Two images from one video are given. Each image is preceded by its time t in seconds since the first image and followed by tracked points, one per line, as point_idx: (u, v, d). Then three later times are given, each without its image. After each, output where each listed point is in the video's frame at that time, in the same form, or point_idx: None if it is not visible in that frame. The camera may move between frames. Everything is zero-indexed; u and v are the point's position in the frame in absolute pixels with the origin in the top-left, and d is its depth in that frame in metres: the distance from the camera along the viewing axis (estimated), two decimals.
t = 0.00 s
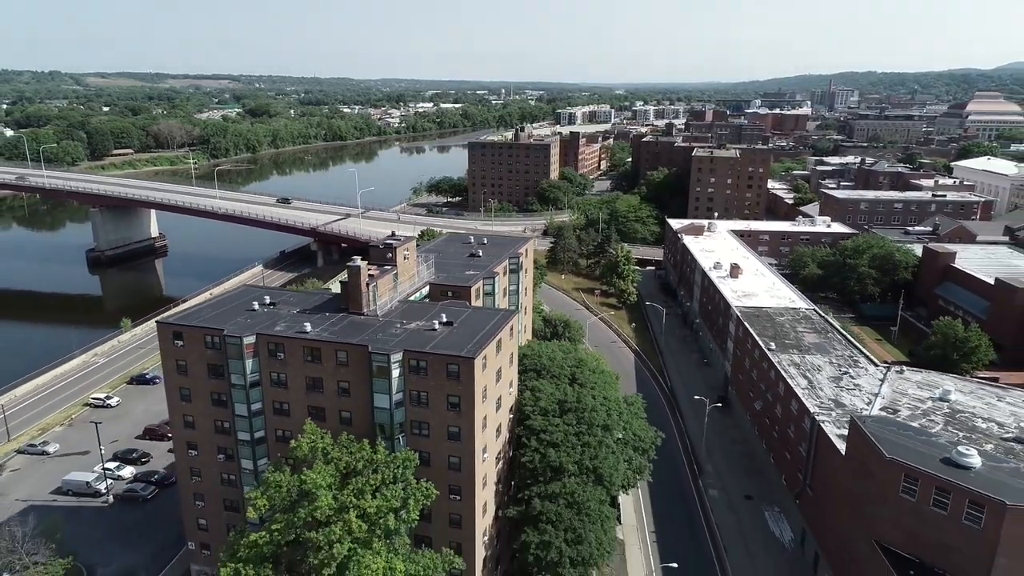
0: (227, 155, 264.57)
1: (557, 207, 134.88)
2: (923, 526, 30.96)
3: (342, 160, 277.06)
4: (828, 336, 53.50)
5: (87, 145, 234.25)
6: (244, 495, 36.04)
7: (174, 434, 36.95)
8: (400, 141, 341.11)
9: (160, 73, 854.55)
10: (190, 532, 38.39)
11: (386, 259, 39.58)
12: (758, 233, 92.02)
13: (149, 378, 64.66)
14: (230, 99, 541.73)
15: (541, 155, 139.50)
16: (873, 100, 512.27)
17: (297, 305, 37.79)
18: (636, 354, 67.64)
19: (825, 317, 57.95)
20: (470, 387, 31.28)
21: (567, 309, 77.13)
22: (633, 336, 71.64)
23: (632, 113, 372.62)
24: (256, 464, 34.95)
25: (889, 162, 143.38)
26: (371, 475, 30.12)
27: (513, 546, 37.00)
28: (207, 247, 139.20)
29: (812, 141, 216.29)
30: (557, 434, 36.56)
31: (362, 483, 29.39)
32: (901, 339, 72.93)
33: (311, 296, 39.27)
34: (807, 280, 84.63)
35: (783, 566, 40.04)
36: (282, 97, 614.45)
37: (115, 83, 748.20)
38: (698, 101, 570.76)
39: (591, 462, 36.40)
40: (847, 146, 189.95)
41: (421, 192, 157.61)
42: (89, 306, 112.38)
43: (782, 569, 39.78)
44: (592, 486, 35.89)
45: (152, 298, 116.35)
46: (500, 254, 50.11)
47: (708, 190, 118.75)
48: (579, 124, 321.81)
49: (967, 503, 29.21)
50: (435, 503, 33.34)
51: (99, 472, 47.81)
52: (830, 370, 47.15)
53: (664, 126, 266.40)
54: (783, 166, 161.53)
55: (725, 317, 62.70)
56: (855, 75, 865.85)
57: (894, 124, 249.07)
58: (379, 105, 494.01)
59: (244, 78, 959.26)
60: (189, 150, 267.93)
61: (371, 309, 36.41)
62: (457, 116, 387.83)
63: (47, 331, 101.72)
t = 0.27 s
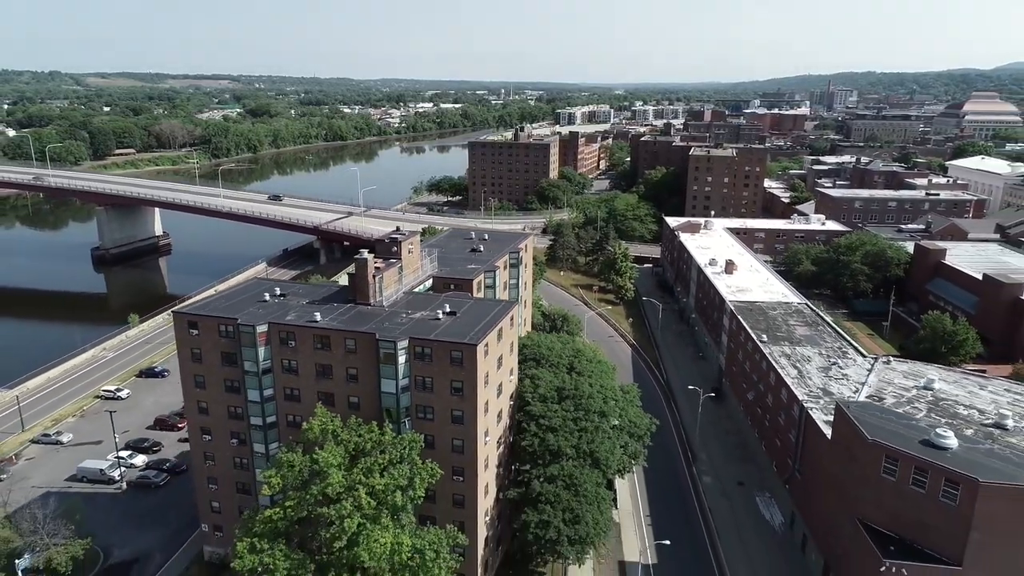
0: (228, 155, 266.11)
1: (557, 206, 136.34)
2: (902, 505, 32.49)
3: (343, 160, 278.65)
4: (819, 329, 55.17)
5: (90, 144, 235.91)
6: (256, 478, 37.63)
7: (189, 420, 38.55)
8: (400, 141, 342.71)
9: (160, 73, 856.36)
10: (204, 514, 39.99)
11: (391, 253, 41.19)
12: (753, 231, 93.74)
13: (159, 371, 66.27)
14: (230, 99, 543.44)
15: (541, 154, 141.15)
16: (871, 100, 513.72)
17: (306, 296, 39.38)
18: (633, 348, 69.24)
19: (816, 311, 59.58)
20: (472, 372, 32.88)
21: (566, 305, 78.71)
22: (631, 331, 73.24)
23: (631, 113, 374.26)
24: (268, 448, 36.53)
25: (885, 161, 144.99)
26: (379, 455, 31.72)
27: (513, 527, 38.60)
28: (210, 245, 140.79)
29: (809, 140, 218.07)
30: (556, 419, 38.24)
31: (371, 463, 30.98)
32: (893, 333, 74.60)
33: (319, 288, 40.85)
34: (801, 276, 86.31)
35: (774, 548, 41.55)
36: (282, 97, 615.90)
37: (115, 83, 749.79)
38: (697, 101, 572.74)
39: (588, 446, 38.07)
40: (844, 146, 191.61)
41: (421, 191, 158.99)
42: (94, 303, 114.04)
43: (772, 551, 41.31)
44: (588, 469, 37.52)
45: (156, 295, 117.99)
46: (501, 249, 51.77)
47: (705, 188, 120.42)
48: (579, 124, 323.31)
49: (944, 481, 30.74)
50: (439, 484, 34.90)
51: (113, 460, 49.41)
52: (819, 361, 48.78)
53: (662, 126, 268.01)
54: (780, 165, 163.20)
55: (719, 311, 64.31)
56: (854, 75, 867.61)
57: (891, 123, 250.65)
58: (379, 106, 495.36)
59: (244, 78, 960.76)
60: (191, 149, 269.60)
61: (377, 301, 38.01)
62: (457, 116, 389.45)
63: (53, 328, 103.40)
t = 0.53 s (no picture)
0: (229, 154, 267.53)
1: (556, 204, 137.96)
2: (884, 484, 34.15)
3: (343, 160, 280.22)
4: (811, 322, 56.76)
5: (92, 144, 237.52)
6: (268, 462, 39.24)
7: (203, 407, 40.17)
8: (400, 141, 344.29)
9: (160, 73, 858.07)
10: (216, 498, 41.59)
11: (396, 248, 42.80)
12: (749, 228, 95.41)
13: (167, 365, 67.95)
14: (231, 99, 545.03)
15: (540, 154, 142.80)
16: (870, 100, 515.24)
17: (314, 289, 40.95)
18: (630, 342, 70.86)
19: (808, 305, 61.22)
20: (475, 359, 34.50)
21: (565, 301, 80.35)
22: (628, 326, 74.86)
23: (631, 113, 375.91)
24: (279, 433, 38.11)
25: (880, 161, 146.66)
26: (386, 437, 33.38)
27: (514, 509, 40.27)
28: (213, 244, 142.49)
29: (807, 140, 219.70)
30: (555, 407, 39.91)
31: (379, 445, 32.61)
32: (884, 329, 76.26)
33: (327, 281, 42.43)
34: (796, 273, 88.01)
35: (764, 530, 43.19)
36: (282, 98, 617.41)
37: (115, 83, 751.13)
38: (696, 101, 574.47)
39: (586, 432, 39.69)
40: (841, 145, 193.20)
41: (422, 190, 160.44)
42: (100, 301, 115.70)
43: (763, 533, 42.93)
44: (586, 454, 39.12)
45: (161, 293, 119.65)
46: (501, 245, 53.39)
47: (702, 187, 122.14)
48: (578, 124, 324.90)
49: (922, 462, 32.43)
50: (443, 466, 36.55)
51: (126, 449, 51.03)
52: (810, 352, 50.39)
53: (661, 126, 269.69)
54: (777, 164, 164.89)
55: (715, 306, 65.89)
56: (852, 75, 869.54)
57: (888, 123, 252.34)
58: (379, 105, 496.81)
59: (243, 78, 961.90)
60: (192, 149, 271.23)
61: (383, 293, 39.60)
62: (457, 116, 391.09)
63: (59, 325, 105.07)
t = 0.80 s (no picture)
0: (231, 154, 268.89)
1: (555, 203, 139.66)
2: (867, 467, 35.83)
3: (344, 160, 281.81)
4: (803, 316, 58.39)
5: (95, 144, 239.13)
6: (278, 447, 40.84)
7: (215, 395, 41.79)
8: (401, 141, 346.00)
9: (160, 73, 859.67)
10: (228, 483, 43.21)
11: (401, 242, 44.43)
12: (745, 226, 97.08)
13: (175, 359, 69.58)
14: (231, 99, 546.33)
15: (540, 153, 144.48)
16: (868, 99, 516.95)
17: (323, 281, 42.57)
18: (628, 337, 72.43)
19: (801, 300, 62.86)
20: (478, 348, 36.13)
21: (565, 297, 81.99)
22: (626, 321, 76.44)
23: (630, 113, 377.67)
24: (289, 419, 39.69)
25: (876, 160, 148.33)
26: (393, 421, 35.01)
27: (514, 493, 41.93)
28: (217, 242, 144.24)
29: (805, 140, 221.50)
30: (553, 394, 41.54)
31: (386, 428, 34.24)
32: (877, 324, 77.94)
33: (334, 274, 44.06)
34: (790, 270, 89.69)
35: (756, 514, 44.83)
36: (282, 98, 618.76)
37: (115, 83, 752.40)
38: (695, 101, 576.58)
39: (583, 419, 41.30)
40: (838, 145, 194.89)
41: (423, 189, 161.94)
42: (105, 299, 117.38)
43: (754, 517, 44.58)
44: (583, 440, 40.75)
45: (165, 291, 121.36)
46: (502, 240, 55.01)
47: (699, 186, 123.81)
48: (578, 124, 326.64)
49: (902, 444, 34.13)
50: (446, 451, 38.17)
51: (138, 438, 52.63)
52: (801, 344, 52.00)
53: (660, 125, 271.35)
54: (775, 164, 166.61)
55: (710, 301, 67.44)
56: (851, 75, 871.71)
57: (885, 123, 254.09)
58: (379, 106, 498.58)
59: (243, 78, 963.23)
60: (194, 149, 272.80)
61: (389, 285, 41.24)
62: (457, 116, 392.67)
63: (66, 322, 106.66)
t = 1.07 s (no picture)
0: (232, 154, 270.29)
1: (555, 202, 141.41)
2: (852, 450, 37.50)
3: (344, 160, 283.28)
4: (795, 310, 60.01)
5: (97, 144, 240.76)
6: (288, 434, 42.43)
7: (227, 383, 43.37)
8: (401, 141, 347.56)
9: (160, 74, 862.40)
10: (239, 468, 44.80)
11: (405, 237, 46.10)
12: (741, 225, 98.83)
13: (183, 353, 71.16)
14: (231, 99, 547.82)
15: (539, 153, 146.25)
16: (866, 99, 518.80)
17: (329, 274, 44.21)
18: (626, 332, 74.02)
19: (794, 295, 64.50)
20: (480, 336, 37.76)
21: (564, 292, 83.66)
22: (623, 317, 78.09)
23: (629, 114, 379.47)
24: (298, 406, 41.26)
25: (872, 160, 150.00)
26: (399, 406, 36.61)
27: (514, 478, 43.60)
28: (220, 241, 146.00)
29: (802, 140, 223.24)
30: (552, 383, 43.19)
31: (392, 413, 35.83)
32: (869, 319, 79.55)
33: (340, 267, 45.69)
34: (785, 267, 91.45)
35: (748, 499, 46.44)
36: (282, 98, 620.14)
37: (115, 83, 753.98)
38: (694, 101, 578.66)
39: (581, 407, 42.92)
40: (835, 145, 196.64)
41: (424, 189, 163.45)
42: (111, 296, 119.03)
43: (746, 501, 46.20)
44: (581, 426, 42.37)
45: (169, 288, 123.01)
46: (503, 236, 56.70)
47: (696, 185, 125.53)
48: (577, 124, 328.28)
49: (885, 428, 35.81)
50: (450, 436, 39.79)
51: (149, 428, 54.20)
52: (792, 336, 53.69)
53: (659, 125, 273.04)
54: (772, 164, 168.38)
55: (706, 296, 69.00)
56: (850, 76, 872.85)
57: (882, 124, 255.81)
58: (378, 106, 499.88)
59: (243, 79, 965.71)
60: (195, 149, 274.30)
61: (393, 278, 42.85)
62: (457, 116, 394.31)
63: (72, 319, 108.34)
